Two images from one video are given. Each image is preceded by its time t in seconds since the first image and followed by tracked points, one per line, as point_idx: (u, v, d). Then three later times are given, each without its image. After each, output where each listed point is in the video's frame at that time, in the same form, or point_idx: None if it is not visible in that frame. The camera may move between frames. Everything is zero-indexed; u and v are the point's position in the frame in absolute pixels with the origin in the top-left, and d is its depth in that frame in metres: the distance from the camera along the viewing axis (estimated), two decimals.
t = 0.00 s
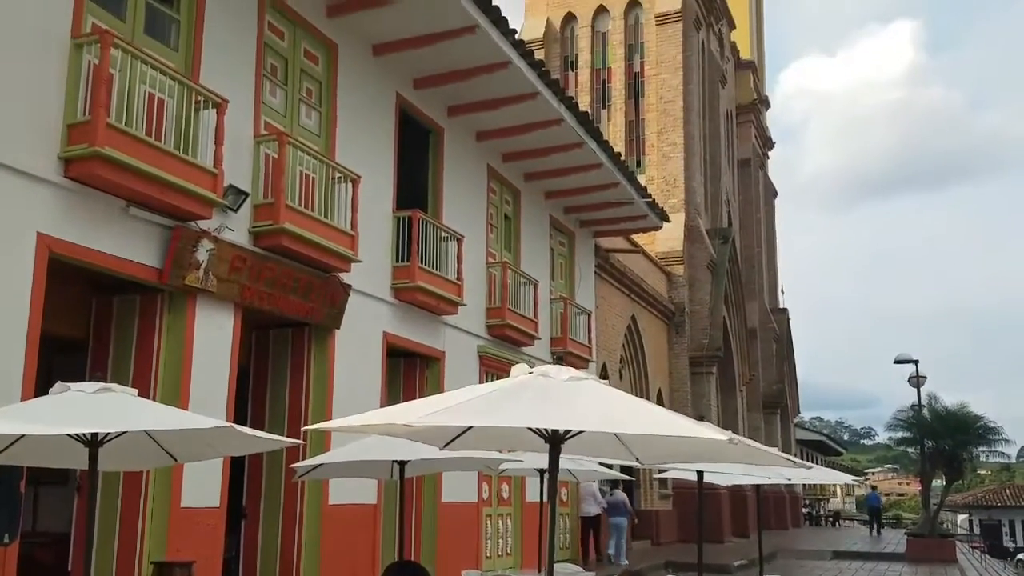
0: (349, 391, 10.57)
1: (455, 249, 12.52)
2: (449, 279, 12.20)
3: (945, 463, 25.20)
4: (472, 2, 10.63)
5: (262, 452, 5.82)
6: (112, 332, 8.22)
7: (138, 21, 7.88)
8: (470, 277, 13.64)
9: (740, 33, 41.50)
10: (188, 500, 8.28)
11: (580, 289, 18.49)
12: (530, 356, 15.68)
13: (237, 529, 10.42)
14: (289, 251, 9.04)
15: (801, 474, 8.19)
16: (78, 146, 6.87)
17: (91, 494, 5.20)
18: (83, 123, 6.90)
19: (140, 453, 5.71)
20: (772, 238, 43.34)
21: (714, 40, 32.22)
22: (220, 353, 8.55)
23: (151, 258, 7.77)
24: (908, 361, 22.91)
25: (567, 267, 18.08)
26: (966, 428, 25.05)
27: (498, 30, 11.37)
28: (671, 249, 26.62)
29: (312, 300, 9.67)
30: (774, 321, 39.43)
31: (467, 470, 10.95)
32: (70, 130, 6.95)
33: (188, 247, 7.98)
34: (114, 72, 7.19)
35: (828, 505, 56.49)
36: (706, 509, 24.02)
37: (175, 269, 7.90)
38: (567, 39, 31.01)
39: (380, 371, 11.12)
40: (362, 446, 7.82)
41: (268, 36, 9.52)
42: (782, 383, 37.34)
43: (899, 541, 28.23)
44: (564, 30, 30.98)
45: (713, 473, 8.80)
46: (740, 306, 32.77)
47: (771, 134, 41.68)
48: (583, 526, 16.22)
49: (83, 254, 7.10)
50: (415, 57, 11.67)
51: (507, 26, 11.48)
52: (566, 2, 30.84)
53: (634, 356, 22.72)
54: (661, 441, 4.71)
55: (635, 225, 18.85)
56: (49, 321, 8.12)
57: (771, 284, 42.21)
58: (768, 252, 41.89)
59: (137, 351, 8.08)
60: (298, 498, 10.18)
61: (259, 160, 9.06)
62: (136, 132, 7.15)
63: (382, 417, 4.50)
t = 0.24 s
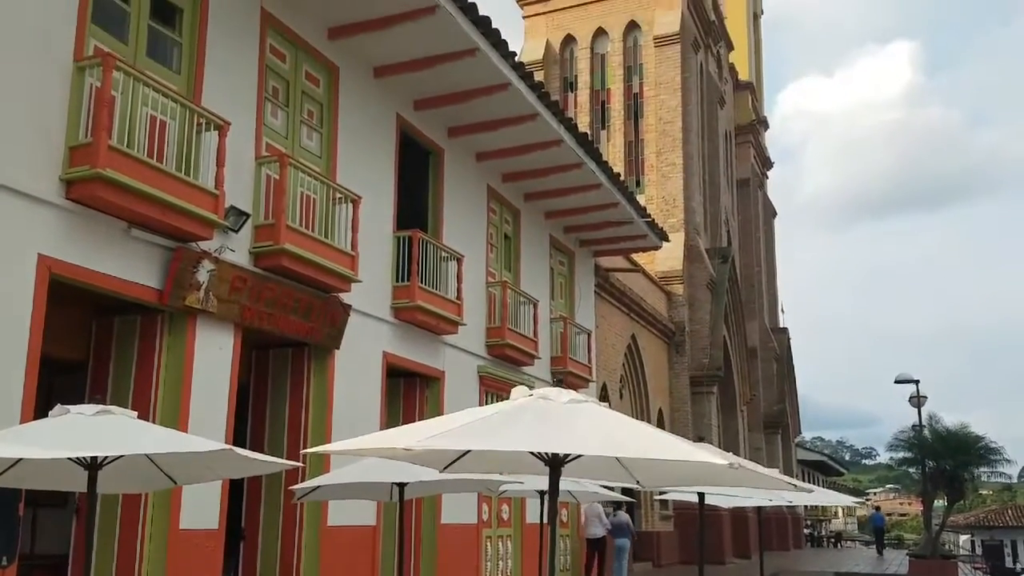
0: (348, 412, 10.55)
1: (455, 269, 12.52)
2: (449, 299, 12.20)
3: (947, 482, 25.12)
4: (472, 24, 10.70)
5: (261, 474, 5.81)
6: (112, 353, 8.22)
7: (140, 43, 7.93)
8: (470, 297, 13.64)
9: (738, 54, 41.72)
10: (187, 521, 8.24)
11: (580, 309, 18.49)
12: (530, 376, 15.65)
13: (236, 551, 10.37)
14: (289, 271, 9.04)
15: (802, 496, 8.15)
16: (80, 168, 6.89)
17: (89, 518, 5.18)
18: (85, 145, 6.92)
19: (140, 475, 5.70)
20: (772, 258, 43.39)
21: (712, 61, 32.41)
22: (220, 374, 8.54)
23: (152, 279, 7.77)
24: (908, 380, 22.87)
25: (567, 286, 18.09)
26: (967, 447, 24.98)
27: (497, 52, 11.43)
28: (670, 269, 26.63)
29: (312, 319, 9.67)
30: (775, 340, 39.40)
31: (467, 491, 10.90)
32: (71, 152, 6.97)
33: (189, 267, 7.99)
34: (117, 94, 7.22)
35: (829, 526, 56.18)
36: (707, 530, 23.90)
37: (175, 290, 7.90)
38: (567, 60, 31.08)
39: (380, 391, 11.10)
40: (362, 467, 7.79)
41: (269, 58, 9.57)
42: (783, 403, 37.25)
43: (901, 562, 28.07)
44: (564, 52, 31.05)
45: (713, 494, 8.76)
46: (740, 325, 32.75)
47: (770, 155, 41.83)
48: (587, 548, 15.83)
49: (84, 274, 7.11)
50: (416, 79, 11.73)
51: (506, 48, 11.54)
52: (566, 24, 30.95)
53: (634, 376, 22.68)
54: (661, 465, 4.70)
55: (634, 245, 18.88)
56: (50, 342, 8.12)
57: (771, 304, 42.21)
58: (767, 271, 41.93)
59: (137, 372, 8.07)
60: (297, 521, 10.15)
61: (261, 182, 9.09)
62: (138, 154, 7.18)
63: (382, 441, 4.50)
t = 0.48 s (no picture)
0: (347, 426, 10.53)
1: (455, 282, 12.52)
2: (448, 312, 12.20)
3: (947, 496, 25.08)
4: (471, 40, 10.74)
5: (260, 489, 5.81)
6: (111, 367, 8.21)
7: (141, 59, 7.95)
8: (469, 310, 13.65)
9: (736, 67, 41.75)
10: (186, 536, 8.22)
11: (580, 322, 18.49)
12: (530, 389, 15.64)
13: (235, 566, 10.33)
14: (289, 285, 9.05)
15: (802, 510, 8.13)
16: (80, 183, 6.90)
17: (89, 533, 5.17)
18: (85, 160, 6.94)
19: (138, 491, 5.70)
20: (770, 271, 43.44)
21: (710, 75, 32.53)
22: (219, 388, 8.53)
23: (152, 293, 7.78)
24: (908, 393, 22.85)
25: (566, 299, 18.10)
26: (967, 461, 24.96)
27: (497, 67, 11.47)
28: (670, 281, 26.65)
29: (311, 333, 9.67)
30: (774, 353, 39.40)
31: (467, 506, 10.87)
32: (71, 167, 6.99)
33: (189, 282, 7.99)
34: (117, 109, 7.25)
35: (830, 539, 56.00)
36: (707, 544, 23.83)
37: (175, 305, 7.91)
38: (565, 74, 31.11)
39: (379, 405, 11.09)
40: (361, 483, 7.77)
41: (270, 74, 9.61)
42: (783, 416, 37.18)
43: None
44: (562, 66, 31.04)
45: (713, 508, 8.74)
46: (739, 338, 32.74)
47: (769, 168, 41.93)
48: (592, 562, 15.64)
49: (84, 289, 7.12)
50: (415, 94, 11.76)
51: (505, 63, 11.58)
52: (565, 38, 30.97)
53: (634, 389, 22.66)
54: (661, 480, 4.70)
55: (633, 258, 18.91)
56: (49, 357, 8.12)
57: (770, 316, 42.23)
58: (767, 283, 41.97)
59: (137, 386, 8.06)
60: (296, 536, 10.13)
61: (261, 196, 9.10)
62: (138, 170, 7.19)
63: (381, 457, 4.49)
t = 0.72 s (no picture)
0: (344, 448, 10.49)
1: (452, 303, 12.51)
2: (445, 333, 12.19)
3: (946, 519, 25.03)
4: (468, 63, 10.80)
5: (254, 513, 5.78)
6: (107, 389, 8.18)
7: (140, 82, 7.98)
8: (466, 331, 13.63)
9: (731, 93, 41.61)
10: (181, 560, 8.15)
11: (577, 343, 18.48)
12: (527, 411, 15.60)
13: None
14: (286, 306, 9.03)
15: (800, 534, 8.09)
16: (78, 205, 6.90)
17: (83, 557, 5.14)
18: (84, 182, 6.94)
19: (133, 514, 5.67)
20: (767, 292, 43.51)
21: (706, 98, 32.71)
22: (215, 410, 8.50)
23: (149, 315, 7.77)
24: (906, 416, 22.84)
25: (564, 320, 18.11)
26: (965, 483, 24.93)
27: (494, 90, 11.53)
28: (667, 303, 26.68)
29: (308, 355, 9.65)
30: (771, 374, 39.39)
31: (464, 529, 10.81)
32: (69, 189, 6.99)
33: (186, 303, 7.97)
34: (116, 131, 7.27)
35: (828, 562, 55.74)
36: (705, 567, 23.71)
37: (172, 326, 7.89)
38: (562, 97, 31.32)
39: (376, 427, 11.05)
40: (357, 506, 7.73)
41: (268, 97, 9.65)
42: (780, 438, 37.11)
43: None
44: (559, 88, 31.27)
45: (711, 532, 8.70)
46: (736, 359, 32.74)
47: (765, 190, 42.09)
48: None
49: (81, 312, 7.11)
50: (413, 117, 11.81)
51: (503, 86, 11.64)
52: (562, 61, 31.16)
53: (631, 410, 22.64)
54: (659, 505, 4.69)
55: (630, 279, 18.93)
56: (45, 379, 8.09)
57: (767, 337, 42.24)
58: (763, 304, 42.02)
59: (132, 409, 8.03)
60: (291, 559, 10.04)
61: (258, 218, 9.11)
62: (136, 192, 7.20)
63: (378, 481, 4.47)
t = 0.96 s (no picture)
0: (341, 466, 10.45)
1: (450, 321, 12.50)
2: (443, 351, 12.17)
3: (945, 538, 25.00)
4: (466, 83, 10.84)
5: (250, 533, 5.76)
6: (103, 408, 8.16)
7: (139, 102, 8.00)
8: (464, 349, 13.62)
9: (728, 112, 42.24)
10: None
11: (575, 361, 18.46)
12: (525, 429, 15.57)
13: None
14: (283, 325, 9.02)
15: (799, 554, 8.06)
16: (76, 225, 6.90)
17: None
18: (81, 202, 6.95)
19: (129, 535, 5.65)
20: (765, 310, 43.55)
21: (703, 117, 32.86)
22: (212, 429, 8.46)
23: (146, 334, 7.75)
24: (904, 434, 22.81)
25: (562, 338, 18.10)
26: (963, 502, 24.90)
27: (492, 109, 11.57)
28: (664, 320, 26.67)
29: (306, 373, 9.63)
30: (769, 392, 39.33)
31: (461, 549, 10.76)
32: (67, 209, 6.99)
33: (183, 322, 7.96)
34: (115, 150, 7.29)
35: None
36: None
37: (169, 345, 7.87)
38: (560, 116, 31.44)
39: (373, 446, 11.02)
40: (354, 527, 7.68)
41: (267, 116, 9.67)
42: (779, 456, 37.00)
43: None
44: (556, 108, 31.37)
45: (709, 553, 8.66)
46: (734, 378, 32.71)
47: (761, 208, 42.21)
48: None
49: (78, 330, 7.10)
50: (411, 136, 11.84)
51: (501, 105, 11.68)
52: (560, 80, 31.23)
53: (629, 428, 22.59)
54: (657, 527, 4.68)
55: (628, 297, 18.95)
56: (41, 398, 8.07)
57: (765, 356, 42.25)
58: (761, 322, 42.03)
59: (129, 428, 8.01)
60: None
61: (256, 236, 9.12)
62: (134, 211, 7.20)
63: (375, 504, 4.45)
